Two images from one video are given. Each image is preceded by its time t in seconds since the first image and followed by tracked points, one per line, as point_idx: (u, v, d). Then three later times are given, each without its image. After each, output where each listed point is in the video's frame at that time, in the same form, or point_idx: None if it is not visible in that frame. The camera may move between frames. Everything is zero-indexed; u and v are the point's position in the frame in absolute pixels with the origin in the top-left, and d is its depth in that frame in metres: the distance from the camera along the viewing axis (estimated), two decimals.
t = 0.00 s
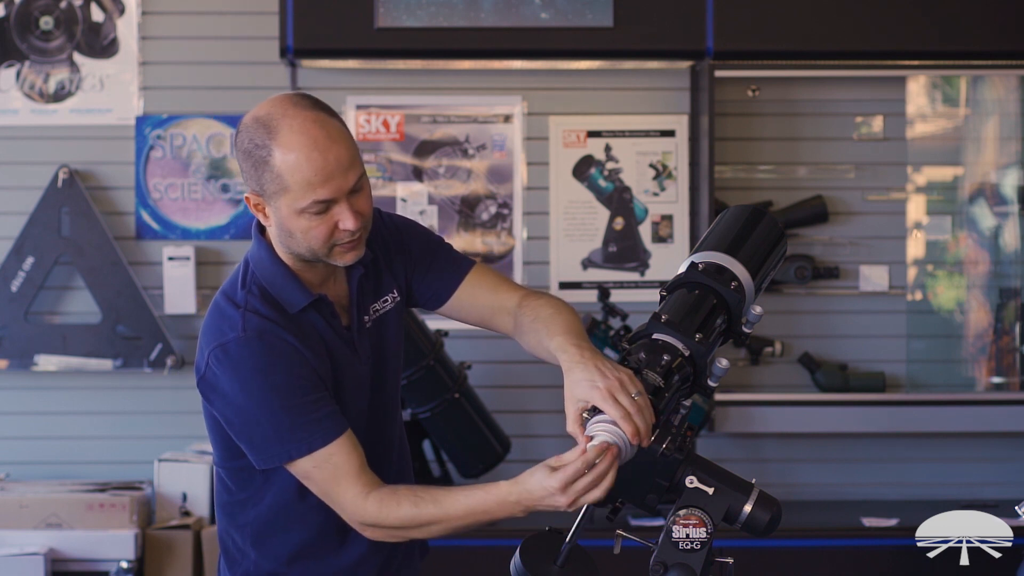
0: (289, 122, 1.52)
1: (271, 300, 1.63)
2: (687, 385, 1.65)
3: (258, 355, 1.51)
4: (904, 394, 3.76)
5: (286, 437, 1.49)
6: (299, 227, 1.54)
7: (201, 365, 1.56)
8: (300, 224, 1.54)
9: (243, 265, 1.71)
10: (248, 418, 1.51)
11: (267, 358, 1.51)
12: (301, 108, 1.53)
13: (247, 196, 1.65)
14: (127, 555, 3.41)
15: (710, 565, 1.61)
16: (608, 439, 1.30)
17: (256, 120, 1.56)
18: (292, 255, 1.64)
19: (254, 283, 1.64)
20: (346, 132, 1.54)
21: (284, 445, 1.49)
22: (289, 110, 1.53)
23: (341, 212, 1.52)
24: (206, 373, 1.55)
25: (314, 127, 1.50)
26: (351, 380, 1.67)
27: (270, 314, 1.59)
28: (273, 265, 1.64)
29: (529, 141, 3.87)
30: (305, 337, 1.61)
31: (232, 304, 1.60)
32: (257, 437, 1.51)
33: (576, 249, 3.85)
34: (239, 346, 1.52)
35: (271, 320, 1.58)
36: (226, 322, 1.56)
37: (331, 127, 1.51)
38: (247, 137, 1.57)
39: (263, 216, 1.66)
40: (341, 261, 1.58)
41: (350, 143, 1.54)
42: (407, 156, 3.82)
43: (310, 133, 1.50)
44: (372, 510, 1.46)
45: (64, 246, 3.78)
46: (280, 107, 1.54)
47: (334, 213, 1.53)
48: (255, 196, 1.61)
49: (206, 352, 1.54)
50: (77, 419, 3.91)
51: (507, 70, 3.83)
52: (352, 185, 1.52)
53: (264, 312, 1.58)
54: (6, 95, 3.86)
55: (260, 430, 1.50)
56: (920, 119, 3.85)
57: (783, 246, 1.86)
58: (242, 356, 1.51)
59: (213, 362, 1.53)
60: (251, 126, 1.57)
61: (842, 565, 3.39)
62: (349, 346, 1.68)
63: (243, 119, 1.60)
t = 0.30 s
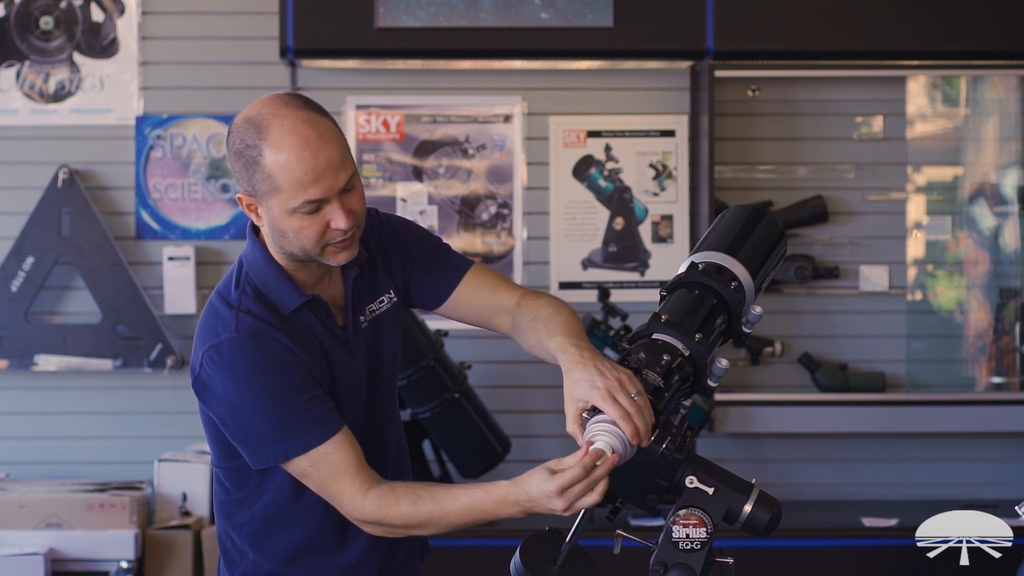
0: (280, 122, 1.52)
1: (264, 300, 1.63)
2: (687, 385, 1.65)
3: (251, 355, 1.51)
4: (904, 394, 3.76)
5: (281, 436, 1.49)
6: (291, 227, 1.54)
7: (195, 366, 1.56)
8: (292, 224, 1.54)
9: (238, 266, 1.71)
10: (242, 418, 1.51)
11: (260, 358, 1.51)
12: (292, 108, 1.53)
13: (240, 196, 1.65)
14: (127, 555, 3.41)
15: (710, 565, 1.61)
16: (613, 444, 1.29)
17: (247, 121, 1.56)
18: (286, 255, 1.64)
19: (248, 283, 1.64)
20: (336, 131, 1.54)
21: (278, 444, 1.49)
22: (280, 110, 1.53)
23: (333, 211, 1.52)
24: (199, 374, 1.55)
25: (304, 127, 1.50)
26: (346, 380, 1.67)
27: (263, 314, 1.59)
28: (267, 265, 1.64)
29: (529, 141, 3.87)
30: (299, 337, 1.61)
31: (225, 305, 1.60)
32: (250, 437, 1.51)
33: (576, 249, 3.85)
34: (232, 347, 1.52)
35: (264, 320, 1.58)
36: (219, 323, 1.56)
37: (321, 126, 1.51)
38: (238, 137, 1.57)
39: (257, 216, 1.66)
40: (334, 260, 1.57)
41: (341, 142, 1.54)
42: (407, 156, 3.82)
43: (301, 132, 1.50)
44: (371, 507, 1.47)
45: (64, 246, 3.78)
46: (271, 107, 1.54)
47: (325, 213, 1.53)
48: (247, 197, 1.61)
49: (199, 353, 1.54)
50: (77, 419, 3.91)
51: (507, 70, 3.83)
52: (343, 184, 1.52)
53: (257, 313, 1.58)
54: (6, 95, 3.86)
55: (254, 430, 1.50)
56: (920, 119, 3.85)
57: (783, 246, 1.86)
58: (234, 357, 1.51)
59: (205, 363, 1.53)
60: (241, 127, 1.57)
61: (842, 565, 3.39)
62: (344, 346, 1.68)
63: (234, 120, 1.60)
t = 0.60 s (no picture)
0: (275, 120, 1.52)
1: (258, 299, 1.63)
2: (687, 385, 1.65)
3: (242, 352, 1.51)
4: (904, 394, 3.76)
5: (271, 434, 1.49)
6: (288, 225, 1.54)
7: (189, 364, 1.56)
8: (289, 222, 1.54)
9: (233, 264, 1.71)
10: (233, 416, 1.51)
11: (252, 355, 1.52)
12: (287, 105, 1.53)
13: (236, 195, 1.65)
14: (127, 555, 3.41)
15: (710, 565, 1.61)
16: (612, 433, 1.32)
17: (242, 119, 1.56)
18: (281, 254, 1.64)
19: (242, 281, 1.65)
20: (333, 129, 1.54)
21: (267, 444, 1.49)
22: (275, 108, 1.53)
23: (330, 209, 1.52)
24: (193, 372, 1.55)
25: (300, 124, 1.50)
26: (342, 379, 1.67)
27: (256, 312, 1.59)
28: (261, 263, 1.64)
29: (529, 141, 3.87)
30: (293, 336, 1.62)
31: (218, 303, 1.60)
32: (242, 435, 1.51)
33: (576, 249, 3.85)
34: (223, 343, 1.52)
35: (257, 318, 1.58)
36: (212, 320, 1.56)
37: (317, 124, 1.51)
38: (234, 136, 1.57)
39: (252, 214, 1.66)
40: (331, 258, 1.57)
41: (337, 140, 1.55)
42: (407, 156, 3.82)
43: (297, 130, 1.50)
44: (357, 508, 1.47)
45: (64, 246, 3.78)
46: (266, 105, 1.54)
47: (323, 210, 1.53)
48: (243, 195, 1.61)
49: (192, 350, 1.55)
50: (77, 419, 3.91)
51: (507, 69, 3.83)
52: (340, 182, 1.52)
53: (250, 311, 1.59)
54: (6, 95, 3.86)
55: (243, 429, 1.51)
56: (920, 119, 3.85)
57: (783, 246, 1.86)
58: (226, 353, 1.51)
59: (198, 360, 1.53)
60: (237, 125, 1.57)
61: (841, 565, 3.39)
62: (339, 345, 1.68)
63: (229, 119, 1.60)
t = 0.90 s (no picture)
0: (272, 118, 1.52)
1: (256, 297, 1.63)
2: (687, 385, 1.65)
3: (241, 349, 1.51)
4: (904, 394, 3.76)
5: (272, 426, 1.47)
6: (285, 223, 1.54)
7: (188, 362, 1.57)
8: (285, 220, 1.54)
9: (231, 263, 1.72)
10: (233, 412, 1.51)
11: (251, 351, 1.52)
12: (284, 104, 1.53)
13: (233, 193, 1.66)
14: (127, 555, 3.41)
15: (710, 565, 1.61)
16: (613, 433, 1.32)
17: (239, 117, 1.56)
18: (279, 252, 1.64)
19: (240, 280, 1.65)
20: (330, 127, 1.54)
21: (271, 436, 1.47)
22: (273, 106, 1.53)
23: (326, 207, 1.52)
24: (193, 370, 1.55)
25: (297, 123, 1.50)
26: (340, 378, 1.67)
27: (255, 310, 1.59)
28: (259, 262, 1.64)
29: (529, 141, 3.87)
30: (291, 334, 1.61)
31: (217, 301, 1.60)
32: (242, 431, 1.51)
33: (577, 249, 3.85)
34: (222, 340, 1.52)
35: (256, 315, 1.58)
36: (211, 318, 1.57)
37: (314, 122, 1.51)
38: (232, 134, 1.57)
39: (250, 213, 1.66)
40: (328, 256, 1.57)
41: (334, 138, 1.55)
42: (407, 156, 3.82)
43: (294, 128, 1.50)
44: (368, 500, 1.44)
45: (64, 246, 3.78)
46: (263, 103, 1.54)
47: (320, 209, 1.53)
48: (241, 193, 1.61)
49: (191, 347, 1.55)
50: (77, 419, 3.91)
51: (507, 69, 3.83)
52: (336, 180, 1.51)
53: (248, 308, 1.59)
54: (6, 95, 3.86)
55: (246, 423, 1.50)
56: (919, 119, 3.85)
57: (783, 246, 1.86)
58: (225, 350, 1.51)
59: (198, 357, 1.54)
60: (234, 124, 1.57)
61: (841, 565, 3.39)
62: (337, 344, 1.68)
63: (226, 118, 1.60)
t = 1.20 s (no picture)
0: (272, 118, 1.52)
1: (254, 296, 1.64)
2: (687, 385, 1.65)
3: (240, 344, 1.52)
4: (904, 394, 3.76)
5: (274, 415, 1.47)
6: (284, 223, 1.54)
7: (188, 360, 1.57)
8: (285, 220, 1.54)
9: (229, 262, 1.72)
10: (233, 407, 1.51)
11: (250, 346, 1.52)
12: (284, 103, 1.53)
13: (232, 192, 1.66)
14: (127, 555, 3.41)
15: (710, 565, 1.61)
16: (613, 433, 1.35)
17: (239, 116, 1.56)
18: (277, 251, 1.64)
19: (238, 278, 1.65)
20: (330, 128, 1.54)
21: (276, 422, 1.47)
22: (273, 106, 1.53)
23: (325, 207, 1.52)
24: (192, 366, 1.56)
25: (296, 123, 1.50)
26: (337, 376, 1.67)
27: (253, 308, 1.59)
28: (257, 260, 1.64)
29: (529, 141, 3.87)
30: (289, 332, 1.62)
31: (216, 299, 1.61)
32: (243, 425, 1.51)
33: (576, 249, 3.85)
34: (221, 335, 1.52)
35: (254, 313, 1.58)
36: (209, 315, 1.57)
37: (314, 123, 1.51)
38: (231, 133, 1.57)
39: (248, 212, 1.67)
40: (327, 256, 1.57)
41: (334, 139, 1.54)
42: (407, 156, 3.82)
43: (294, 128, 1.50)
44: (386, 475, 1.43)
45: (64, 246, 3.78)
46: (263, 103, 1.54)
47: (319, 209, 1.53)
48: (240, 192, 1.61)
49: (190, 343, 1.55)
50: (77, 419, 3.91)
51: (507, 69, 3.83)
52: (335, 181, 1.51)
53: (246, 306, 1.59)
54: (6, 95, 3.86)
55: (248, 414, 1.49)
56: (919, 119, 3.85)
57: (783, 246, 1.86)
58: (224, 345, 1.52)
59: (197, 353, 1.54)
60: (234, 123, 1.57)
61: (841, 565, 3.39)
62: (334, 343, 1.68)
63: (226, 117, 1.60)
